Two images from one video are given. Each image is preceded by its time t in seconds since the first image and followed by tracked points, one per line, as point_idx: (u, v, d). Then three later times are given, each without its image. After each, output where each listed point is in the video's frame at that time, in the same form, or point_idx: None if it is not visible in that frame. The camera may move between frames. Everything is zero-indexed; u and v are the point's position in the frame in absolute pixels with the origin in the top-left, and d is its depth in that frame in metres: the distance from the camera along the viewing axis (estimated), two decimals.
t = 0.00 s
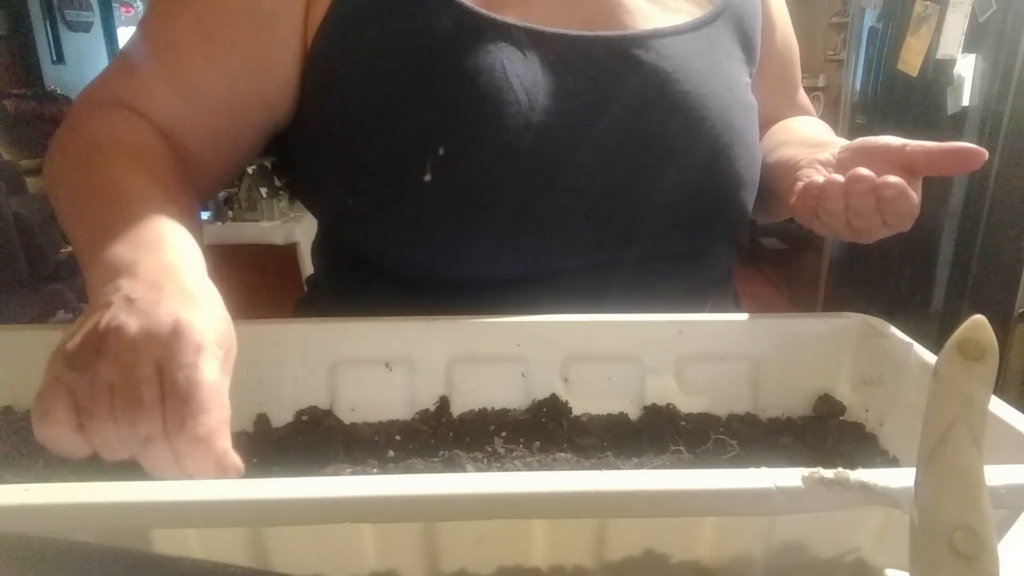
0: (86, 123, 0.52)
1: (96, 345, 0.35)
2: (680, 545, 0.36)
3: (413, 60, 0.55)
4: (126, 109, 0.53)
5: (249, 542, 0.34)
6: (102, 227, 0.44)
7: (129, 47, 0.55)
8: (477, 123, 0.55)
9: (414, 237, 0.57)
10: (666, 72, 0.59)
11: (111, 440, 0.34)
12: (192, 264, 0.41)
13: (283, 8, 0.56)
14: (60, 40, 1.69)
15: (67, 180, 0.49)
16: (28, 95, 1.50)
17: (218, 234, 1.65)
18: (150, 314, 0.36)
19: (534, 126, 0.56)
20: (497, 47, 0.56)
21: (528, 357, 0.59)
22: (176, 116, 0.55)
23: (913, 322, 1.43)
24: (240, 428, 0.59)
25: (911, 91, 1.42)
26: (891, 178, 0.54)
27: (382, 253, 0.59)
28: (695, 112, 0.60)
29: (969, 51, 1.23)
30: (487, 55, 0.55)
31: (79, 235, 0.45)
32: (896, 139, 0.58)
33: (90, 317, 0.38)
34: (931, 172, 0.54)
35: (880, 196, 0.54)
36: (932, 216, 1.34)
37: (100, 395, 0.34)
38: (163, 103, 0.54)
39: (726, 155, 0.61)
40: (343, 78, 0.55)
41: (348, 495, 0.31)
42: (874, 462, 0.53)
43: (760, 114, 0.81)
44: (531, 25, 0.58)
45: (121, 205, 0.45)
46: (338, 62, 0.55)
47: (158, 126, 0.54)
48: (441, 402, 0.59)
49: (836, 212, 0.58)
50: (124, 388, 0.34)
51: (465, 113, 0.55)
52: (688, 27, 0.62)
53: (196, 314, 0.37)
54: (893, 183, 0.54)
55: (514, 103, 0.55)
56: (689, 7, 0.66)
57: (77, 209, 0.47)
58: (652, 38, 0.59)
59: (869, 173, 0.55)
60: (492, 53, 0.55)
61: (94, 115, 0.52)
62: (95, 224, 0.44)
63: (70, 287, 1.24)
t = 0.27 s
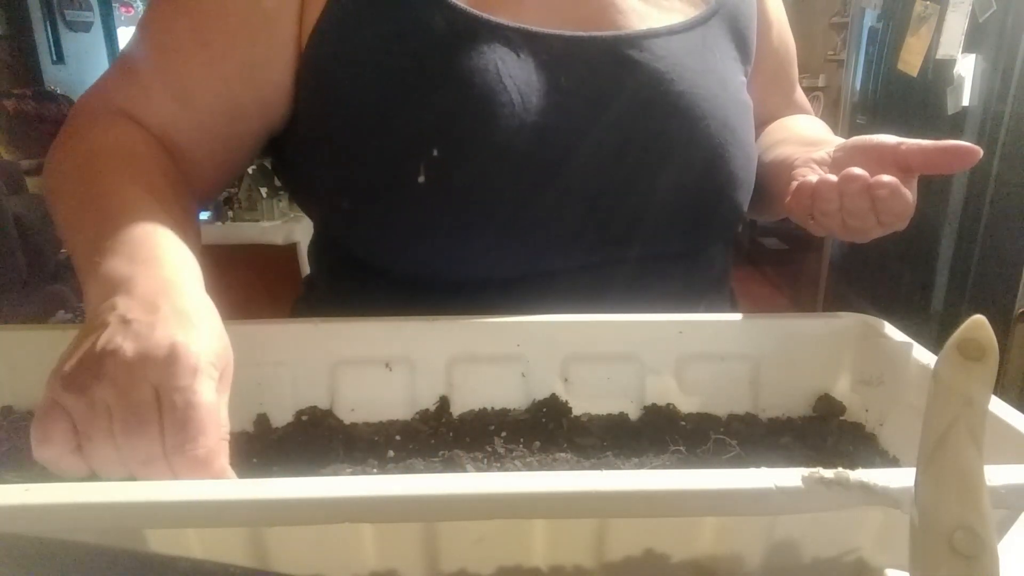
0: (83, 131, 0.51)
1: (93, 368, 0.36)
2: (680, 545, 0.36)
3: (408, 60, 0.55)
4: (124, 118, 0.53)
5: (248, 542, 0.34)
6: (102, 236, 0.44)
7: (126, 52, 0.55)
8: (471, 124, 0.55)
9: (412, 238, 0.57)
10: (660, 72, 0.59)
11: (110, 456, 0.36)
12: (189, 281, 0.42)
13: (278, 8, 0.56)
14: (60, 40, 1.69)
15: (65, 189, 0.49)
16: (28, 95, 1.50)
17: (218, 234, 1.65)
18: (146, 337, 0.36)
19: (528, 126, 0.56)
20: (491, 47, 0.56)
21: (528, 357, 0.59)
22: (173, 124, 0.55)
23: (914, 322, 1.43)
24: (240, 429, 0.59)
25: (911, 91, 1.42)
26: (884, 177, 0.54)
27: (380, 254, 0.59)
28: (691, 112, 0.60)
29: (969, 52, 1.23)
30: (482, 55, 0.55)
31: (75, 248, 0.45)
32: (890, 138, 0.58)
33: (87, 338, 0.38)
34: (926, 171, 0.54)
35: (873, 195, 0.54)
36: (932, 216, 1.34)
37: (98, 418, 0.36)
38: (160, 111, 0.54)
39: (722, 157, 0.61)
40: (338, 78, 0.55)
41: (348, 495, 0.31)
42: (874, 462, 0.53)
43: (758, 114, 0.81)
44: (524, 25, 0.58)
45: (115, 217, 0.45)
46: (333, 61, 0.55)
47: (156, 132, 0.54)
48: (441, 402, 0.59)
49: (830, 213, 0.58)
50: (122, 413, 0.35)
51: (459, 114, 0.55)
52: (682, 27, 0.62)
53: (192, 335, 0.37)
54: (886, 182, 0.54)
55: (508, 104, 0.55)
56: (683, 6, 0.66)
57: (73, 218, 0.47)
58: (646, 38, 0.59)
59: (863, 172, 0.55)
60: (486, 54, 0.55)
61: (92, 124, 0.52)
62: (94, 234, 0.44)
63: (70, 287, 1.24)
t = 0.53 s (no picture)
0: (82, 132, 0.51)
1: (94, 373, 0.36)
2: (680, 545, 0.36)
3: (408, 59, 0.54)
4: (122, 118, 0.53)
5: (248, 542, 0.34)
6: (102, 239, 0.44)
7: (124, 52, 0.55)
8: (472, 123, 0.55)
9: (412, 238, 0.57)
10: (660, 72, 0.59)
11: (115, 461, 0.36)
12: (190, 285, 0.41)
13: (277, 7, 0.56)
14: (60, 39, 1.70)
15: (64, 189, 0.49)
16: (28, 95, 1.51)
17: (218, 234, 1.65)
18: (146, 341, 0.36)
19: (529, 125, 0.56)
20: (490, 46, 0.56)
21: (528, 357, 0.59)
22: (172, 125, 0.55)
23: (914, 322, 1.43)
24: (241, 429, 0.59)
25: (912, 91, 1.42)
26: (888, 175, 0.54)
27: (381, 254, 0.59)
28: (691, 111, 0.60)
29: (969, 52, 1.23)
30: (482, 54, 0.55)
31: (74, 251, 0.45)
32: (890, 136, 0.58)
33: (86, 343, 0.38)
34: (926, 168, 0.54)
35: (878, 193, 0.54)
36: (932, 216, 1.34)
37: (101, 422, 0.36)
38: (159, 112, 0.54)
39: (722, 157, 0.61)
40: (338, 78, 0.55)
41: (347, 495, 0.31)
42: (874, 462, 0.53)
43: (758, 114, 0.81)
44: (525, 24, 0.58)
45: (113, 218, 0.45)
46: (333, 61, 0.55)
47: (154, 132, 0.54)
48: (441, 402, 0.59)
49: (831, 210, 0.58)
50: (125, 418, 0.35)
51: (459, 113, 0.55)
52: (682, 26, 0.62)
53: (192, 338, 0.37)
54: (891, 180, 0.54)
55: (509, 103, 0.55)
56: (683, 6, 0.66)
57: (71, 217, 0.47)
58: (646, 37, 0.59)
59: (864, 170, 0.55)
60: (486, 53, 0.55)
61: (90, 124, 0.52)
62: (94, 238, 0.44)
63: (69, 287, 1.24)
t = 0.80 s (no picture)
0: (83, 131, 0.52)
1: (100, 377, 0.36)
2: (680, 545, 0.36)
3: (409, 58, 0.54)
4: (124, 118, 0.53)
5: (248, 542, 0.34)
6: (104, 241, 0.44)
7: (124, 51, 0.55)
8: (473, 122, 0.55)
9: (413, 237, 0.57)
10: (661, 71, 0.59)
11: (128, 462, 0.36)
12: (194, 285, 0.41)
13: (277, 7, 0.56)
14: (60, 39, 1.70)
15: (64, 188, 0.49)
16: (28, 95, 1.51)
17: (218, 234, 1.65)
18: (150, 341, 0.36)
19: (530, 124, 0.56)
20: (492, 44, 0.56)
21: (528, 357, 0.59)
22: (172, 124, 0.55)
23: (914, 323, 1.43)
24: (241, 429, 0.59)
25: (912, 91, 1.42)
26: (886, 173, 0.54)
27: (382, 253, 0.59)
28: (692, 110, 0.60)
29: (969, 51, 1.23)
30: (483, 53, 0.55)
31: (75, 252, 0.45)
32: (891, 135, 0.58)
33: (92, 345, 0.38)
34: (926, 166, 0.54)
35: (876, 191, 0.54)
36: (932, 216, 1.34)
37: (112, 424, 0.36)
38: (159, 111, 0.54)
39: (723, 156, 0.61)
40: (339, 77, 0.55)
41: (347, 495, 0.31)
42: (874, 462, 0.53)
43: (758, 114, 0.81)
44: (527, 23, 0.58)
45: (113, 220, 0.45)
46: (333, 60, 0.55)
47: (154, 132, 0.54)
48: (441, 402, 0.59)
49: (830, 210, 0.58)
50: (136, 419, 0.35)
51: (460, 112, 0.55)
52: (683, 25, 0.62)
53: (197, 337, 0.37)
54: (889, 178, 0.54)
55: (510, 101, 0.55)
56: (683, 5, 0.66)
57: (71, 217, 0.47)
58: (647, 36, 0.59)
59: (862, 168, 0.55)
60: (487, 51, 0.55)
61: (91, 123, 0.52)
62: (95, 240, 0.44)
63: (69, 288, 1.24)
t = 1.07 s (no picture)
0: (87, 131, 0.52)
1: (117, 377, 0.35)
2: (680, 545, 0.36)
3: (411, 57, 0.54)
4: (127, 118, 0.53)
5: (248, 542, 0.34)
6: (112, 243, 0.44)
7: (126, 51, 0.55)
8: (474, 122, 0.55)
9: (415, 236, 0.57)
10: (663, 71, 0.59)
11: (147, 463, 0.37)
12: (206, 285, 0.41)
13: (278, 6, 0.56)
14: (61, 39, 1.70)
15: (69, 188, 0.49)
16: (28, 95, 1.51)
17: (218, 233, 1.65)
18: (165, 341, 0.36)
19: (531, 124, 0.56)
20: (493, 43, 0.56)
21: (528, 357, 0.59)
22: (175, 124, 0.55)
23: (914, 323, 1.43)
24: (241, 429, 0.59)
25: (912, 91, 1.42)
26: (886, 173, 0.54)
27: (383, 253, 0.59)
28: (693, 109, 0.60)
29: (969, 51, 1.23)
30: (484, 52, 0.55)
31: (81, 253, 0.45)
32: (892, 135, 0.58)
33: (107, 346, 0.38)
34: (927, 166, 0.54)
35: (877, 191, 0.54)
36: (932, 217, 1.34)
37: (132, 423, 0.36)
38: (162, 112, 0.54)
39: (725, 155, 0.61)
40: (340, 76, 0.55)
41: (347, 495, 0.31)
42: (874, 462, 0.53)
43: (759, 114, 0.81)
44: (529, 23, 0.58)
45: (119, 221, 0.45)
46: (335, 60, 0.55)
47: (157, 132, 0.54)
48: (441, 402, 0.59)
49: (831, 209, 0.58)
50: (155, 419, 0.35)
51: (462, 111, 0.55)
52: (684, 25, 0.62)
53: (212, 335, 0.37)
54: (889, 178, 0.54)
55: (511, 100, 0.55)
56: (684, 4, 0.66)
57: (75, 217, 0.47)
58: (649, 36, 0.59)
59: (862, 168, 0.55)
60: (489, 51, 0.55)
61: (95, 123, 0.52)
62: (103, 241, 0.44)
63: (69, 288, 1.24)
